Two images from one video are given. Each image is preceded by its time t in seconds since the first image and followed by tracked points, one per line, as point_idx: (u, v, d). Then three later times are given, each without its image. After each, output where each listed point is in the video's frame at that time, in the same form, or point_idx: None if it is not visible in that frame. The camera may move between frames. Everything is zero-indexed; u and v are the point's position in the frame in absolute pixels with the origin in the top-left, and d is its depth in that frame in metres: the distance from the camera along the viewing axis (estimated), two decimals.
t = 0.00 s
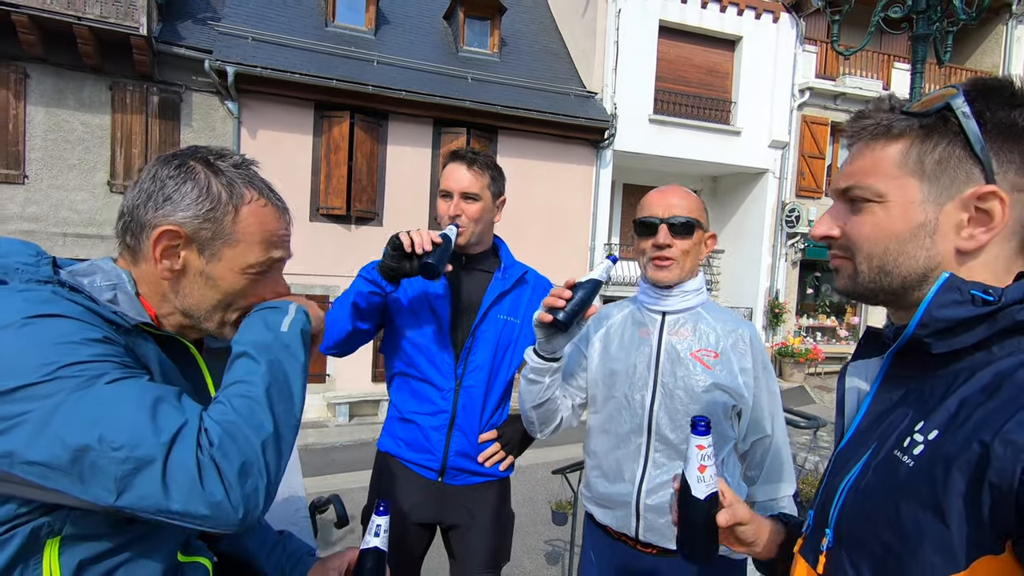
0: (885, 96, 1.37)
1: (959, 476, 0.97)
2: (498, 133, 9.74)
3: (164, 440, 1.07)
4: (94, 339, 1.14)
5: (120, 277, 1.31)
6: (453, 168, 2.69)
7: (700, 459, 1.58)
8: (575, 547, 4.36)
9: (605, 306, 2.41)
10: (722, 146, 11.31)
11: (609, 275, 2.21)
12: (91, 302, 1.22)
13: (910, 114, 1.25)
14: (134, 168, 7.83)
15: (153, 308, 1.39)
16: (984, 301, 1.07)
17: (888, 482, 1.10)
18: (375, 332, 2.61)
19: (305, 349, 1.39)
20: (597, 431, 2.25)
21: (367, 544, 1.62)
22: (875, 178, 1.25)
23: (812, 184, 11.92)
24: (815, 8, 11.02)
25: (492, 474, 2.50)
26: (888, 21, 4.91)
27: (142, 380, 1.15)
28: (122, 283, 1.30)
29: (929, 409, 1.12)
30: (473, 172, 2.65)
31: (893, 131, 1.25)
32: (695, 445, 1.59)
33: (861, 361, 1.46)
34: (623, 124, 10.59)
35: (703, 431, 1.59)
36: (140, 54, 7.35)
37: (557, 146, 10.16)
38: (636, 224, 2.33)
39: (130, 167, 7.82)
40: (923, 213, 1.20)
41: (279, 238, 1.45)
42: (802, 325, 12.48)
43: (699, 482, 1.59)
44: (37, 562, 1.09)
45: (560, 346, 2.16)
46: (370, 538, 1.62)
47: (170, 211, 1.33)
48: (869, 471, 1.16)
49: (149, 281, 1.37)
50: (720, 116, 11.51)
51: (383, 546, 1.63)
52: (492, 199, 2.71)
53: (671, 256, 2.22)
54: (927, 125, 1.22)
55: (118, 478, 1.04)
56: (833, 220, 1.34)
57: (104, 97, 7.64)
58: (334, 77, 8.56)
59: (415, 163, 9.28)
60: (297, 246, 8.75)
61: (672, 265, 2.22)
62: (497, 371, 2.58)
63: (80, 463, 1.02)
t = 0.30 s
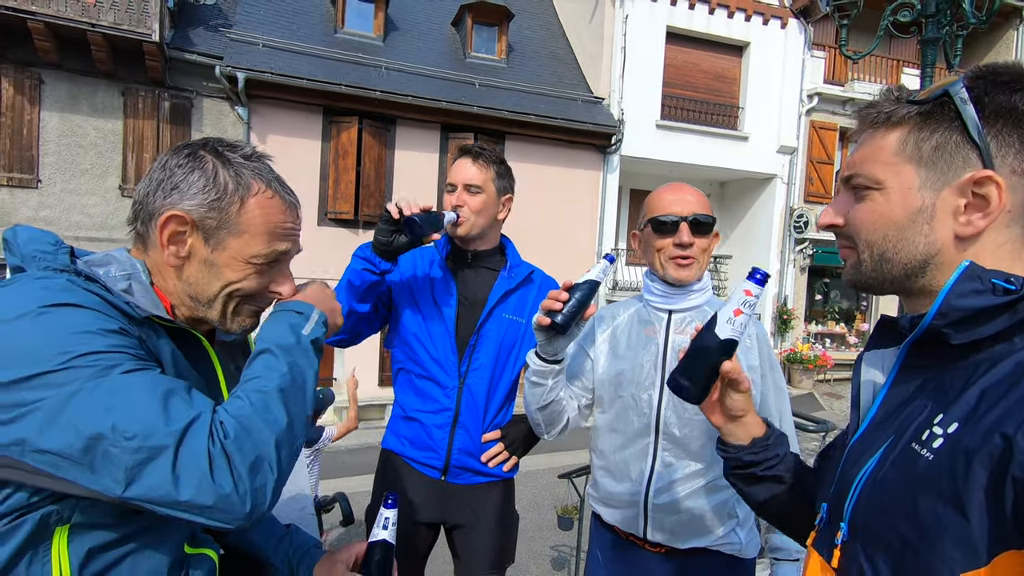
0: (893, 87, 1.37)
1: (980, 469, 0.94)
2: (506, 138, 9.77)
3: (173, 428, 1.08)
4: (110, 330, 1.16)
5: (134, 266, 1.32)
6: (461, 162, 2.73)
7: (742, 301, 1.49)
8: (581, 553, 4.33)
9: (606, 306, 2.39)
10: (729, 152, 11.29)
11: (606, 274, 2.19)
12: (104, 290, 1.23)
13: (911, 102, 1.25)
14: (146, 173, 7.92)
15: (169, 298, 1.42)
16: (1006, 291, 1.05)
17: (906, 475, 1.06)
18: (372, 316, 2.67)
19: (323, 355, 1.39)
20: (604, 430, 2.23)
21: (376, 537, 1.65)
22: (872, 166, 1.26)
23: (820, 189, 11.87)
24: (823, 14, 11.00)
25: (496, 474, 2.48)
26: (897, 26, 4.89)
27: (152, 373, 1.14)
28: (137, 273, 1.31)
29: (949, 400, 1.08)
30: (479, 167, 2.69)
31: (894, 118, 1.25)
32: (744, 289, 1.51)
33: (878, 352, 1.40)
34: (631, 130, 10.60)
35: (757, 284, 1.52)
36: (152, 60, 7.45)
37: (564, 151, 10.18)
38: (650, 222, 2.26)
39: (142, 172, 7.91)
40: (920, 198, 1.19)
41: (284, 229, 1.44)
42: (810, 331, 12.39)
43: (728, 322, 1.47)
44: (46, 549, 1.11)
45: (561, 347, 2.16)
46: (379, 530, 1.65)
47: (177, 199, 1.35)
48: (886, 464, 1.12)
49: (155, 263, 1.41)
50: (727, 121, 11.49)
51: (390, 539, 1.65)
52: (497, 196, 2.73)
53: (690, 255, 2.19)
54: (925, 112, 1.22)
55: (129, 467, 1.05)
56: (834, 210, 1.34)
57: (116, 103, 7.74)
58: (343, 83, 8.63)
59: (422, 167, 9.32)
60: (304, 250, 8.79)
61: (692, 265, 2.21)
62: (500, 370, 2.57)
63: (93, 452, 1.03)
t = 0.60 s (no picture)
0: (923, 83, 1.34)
1: (1010, 470, 0.93)
2: (512, 146, 9.81)
3: (130, 513, 1.01)
4: (125, 363, 1.13)
5: (164, 266, 1.34)
6: (471, 162, 2.76)
7: (799, 259, 1.41)
8: (584, 563, 4.29)
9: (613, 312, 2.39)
10: (735, 162, 11.29)
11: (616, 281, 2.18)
12: (133, 289, 1.25)
13: (941, 98, 1.23)
14: (155, 177, 7.99)
15: (194, 298, 1.41)
16: None
17: (931, 478, 1.05)
18: (377, 307, 2.64)
19: (330, 453, 1.26)
20: (615, 434, 2.22)
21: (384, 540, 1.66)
22: (892, 159, 1.25)
23: (826, 200, 11.86)
24: (830, 26, 11.03)
25: (499, 479, 2.46)
26: (904, 38, 4.90)
27: (145, 428, 1.10)
28: (166, 272, 1.33)
29: (971, 402, 1.07)
30: (489, 169, 2.71)
31: (921, 113, 1.24)
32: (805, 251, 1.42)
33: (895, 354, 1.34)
34: (636, 139, 10.62)
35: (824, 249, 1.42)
36: (163, 66, 7.53)
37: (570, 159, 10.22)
38: (663, 227, 2.27)
39: (151, 177, 7.98)
40: (934, 196, 1.18)
41: (310, 213, 1.48)
42: (816, 342, 12.33)
43: (780, 278, 1.38)
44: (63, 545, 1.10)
45: (569, 352, 2.15)
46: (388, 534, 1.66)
47: (209, 193, 1.35)
48: (908, 466, 1.10)
49: (193, 263, 1.39)
50: (733, 132, 11.51)
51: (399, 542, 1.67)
52: (504, 197, 2.75)
53: (705, 260, 2.20)
54: (952, 110, 1.21)
55: (77, 532, 0.99)
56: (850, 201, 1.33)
57: (127, 107, 7.82)
58: (352, 90, 8.70)
59: (428, 174, 9.36)
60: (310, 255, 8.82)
61: (706, 271, 2.21)
62: (506, 374, 2.56)
63: (57, 503, 1.00)
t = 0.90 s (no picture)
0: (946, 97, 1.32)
1: (1008, 495, 0.93)
2: (516, 151, 9.83)
3: None
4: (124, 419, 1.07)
5: (186, 285, 1.32)
6: (475, 171, 2.78)
7: (811, 258, 1.36)
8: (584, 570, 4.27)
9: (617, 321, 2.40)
10: (739, 169, 11.29)
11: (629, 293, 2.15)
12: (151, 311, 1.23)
13: (965, 114, 1.21)
14: (160, 178, 8.02)
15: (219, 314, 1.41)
16: None
17: (927, 500, 1.04)
18: (378, 312, 2.65)
19: None
20: (618, 446, 2.22)
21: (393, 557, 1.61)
22: (904, 170, 1.24)
23: (829, 209, 11.86)
24: (835, 34, 11.05)
25: (497, 487, 2.47)
26: (909, 48, 4.90)
27: (114, 513, 1.06)
28: (188, 291, 1.31)
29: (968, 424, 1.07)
30: (493, 178, 2.73)
31: (943, 127, 1.23)
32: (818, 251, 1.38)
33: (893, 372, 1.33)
34: (640, 145, 10.64)
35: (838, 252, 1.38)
36: (170, 69, 7.57)
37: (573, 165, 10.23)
38: (661, 238, 2.30)
39: (156, 178, 8.02)
40: (936, 210, 1.18)
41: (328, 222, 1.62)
42: (818, 350, 12.30)
43: (785, 273, 1.36)
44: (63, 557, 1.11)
45: (581, 361, 2.16)
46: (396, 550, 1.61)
47: (283, 216, 1.39)
48: (904, 488, 1.10)
49: (248, 279, 1.40)
50: (737, 139, 11.52)
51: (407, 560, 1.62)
52: (507, 206, 2.75)
53: (695, 271, 2.21)
54: (972, 128, 1.19)
55: None
56: (856, 209, 1.33)
57: (133, 109, 7.86)
58: (357, 94, 8.74)
59: (432, 178, 9.37)
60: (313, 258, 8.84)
61: (692, 283, 2.22)
62: (506, 383, 2.57)
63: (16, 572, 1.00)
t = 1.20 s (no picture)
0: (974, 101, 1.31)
1: (994, 499, 0.93)
2: (521, 155, 9.86)
3: None
4: (152, 432, 1.10)
5: (198, 292, 1.33)
6: (476, 177, 2.81)
7: (817, 243, 1.39)
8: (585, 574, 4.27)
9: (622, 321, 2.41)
10: (744, 174, 11.28)
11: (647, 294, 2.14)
12: (168, 320, 1.24)
13: (991, 119, 1.20)
14: (167, 180, 8.08)
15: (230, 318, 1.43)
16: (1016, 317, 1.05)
17: (916, 503, 1.05)
18: (380, 319, 2.67)
19: None
20: (620, 447, 2.24)
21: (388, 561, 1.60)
22: (919, 169, 1.24)
23: (835, 214, 11.82)
24: (841, 39, 11.04)
25: (497, 489, 2.48)
26: (915, 55, 4.90)
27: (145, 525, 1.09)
28: (200, 298, 1.32)
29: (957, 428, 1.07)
30: (494, 183, 2.76)
31: (966, 130, 1.22)
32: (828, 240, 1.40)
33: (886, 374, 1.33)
34: (645, 149, 10.65)
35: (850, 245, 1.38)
36: (178, 71, 7.65)
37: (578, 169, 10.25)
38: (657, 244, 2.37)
39: (164, 179, 8.08)
40: (943, 212, 1.19)
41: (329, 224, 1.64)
42: (823, 356, 12.25)
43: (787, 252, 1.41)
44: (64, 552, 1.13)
45: (592, 354, 2.12)
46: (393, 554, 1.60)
47: (292, 220, 1.41)
48: (894, 491, 1.11)
49: (257, 281, 1.42)
50: (743, 144, 11.51)
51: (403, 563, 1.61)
52: (507, 211, 2.77)
53: (670, 278, 2.25)
54: (996, 134, 1.19)
55: None
56: (867, 204, 1.34)
57: (142, 111, 7.94)
58: (363, 97, 8.79)
59: (437, 181, 9.41)
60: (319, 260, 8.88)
61: (671, 287, 2.25)
62: (507, 388, 2.58)
63: None
